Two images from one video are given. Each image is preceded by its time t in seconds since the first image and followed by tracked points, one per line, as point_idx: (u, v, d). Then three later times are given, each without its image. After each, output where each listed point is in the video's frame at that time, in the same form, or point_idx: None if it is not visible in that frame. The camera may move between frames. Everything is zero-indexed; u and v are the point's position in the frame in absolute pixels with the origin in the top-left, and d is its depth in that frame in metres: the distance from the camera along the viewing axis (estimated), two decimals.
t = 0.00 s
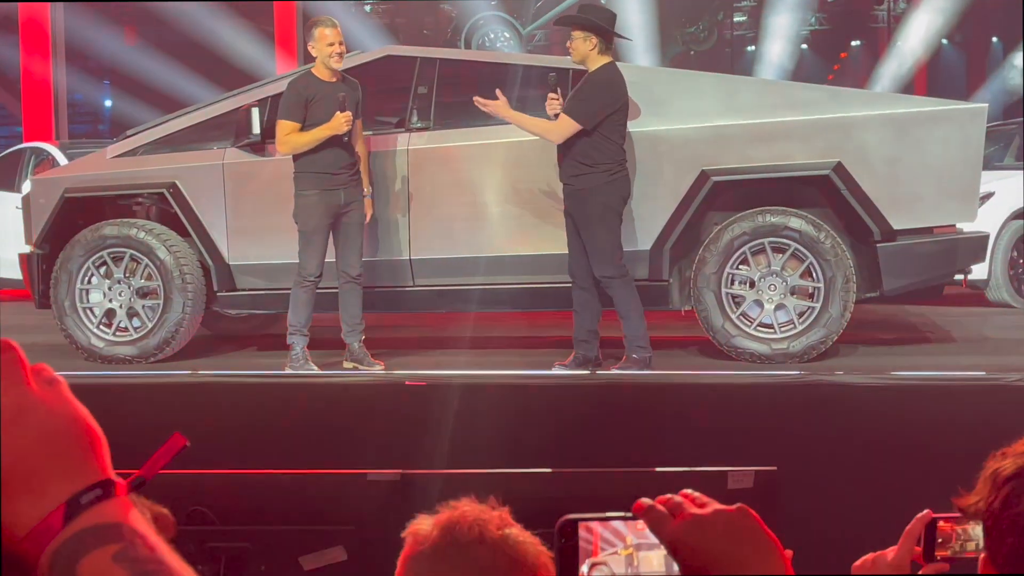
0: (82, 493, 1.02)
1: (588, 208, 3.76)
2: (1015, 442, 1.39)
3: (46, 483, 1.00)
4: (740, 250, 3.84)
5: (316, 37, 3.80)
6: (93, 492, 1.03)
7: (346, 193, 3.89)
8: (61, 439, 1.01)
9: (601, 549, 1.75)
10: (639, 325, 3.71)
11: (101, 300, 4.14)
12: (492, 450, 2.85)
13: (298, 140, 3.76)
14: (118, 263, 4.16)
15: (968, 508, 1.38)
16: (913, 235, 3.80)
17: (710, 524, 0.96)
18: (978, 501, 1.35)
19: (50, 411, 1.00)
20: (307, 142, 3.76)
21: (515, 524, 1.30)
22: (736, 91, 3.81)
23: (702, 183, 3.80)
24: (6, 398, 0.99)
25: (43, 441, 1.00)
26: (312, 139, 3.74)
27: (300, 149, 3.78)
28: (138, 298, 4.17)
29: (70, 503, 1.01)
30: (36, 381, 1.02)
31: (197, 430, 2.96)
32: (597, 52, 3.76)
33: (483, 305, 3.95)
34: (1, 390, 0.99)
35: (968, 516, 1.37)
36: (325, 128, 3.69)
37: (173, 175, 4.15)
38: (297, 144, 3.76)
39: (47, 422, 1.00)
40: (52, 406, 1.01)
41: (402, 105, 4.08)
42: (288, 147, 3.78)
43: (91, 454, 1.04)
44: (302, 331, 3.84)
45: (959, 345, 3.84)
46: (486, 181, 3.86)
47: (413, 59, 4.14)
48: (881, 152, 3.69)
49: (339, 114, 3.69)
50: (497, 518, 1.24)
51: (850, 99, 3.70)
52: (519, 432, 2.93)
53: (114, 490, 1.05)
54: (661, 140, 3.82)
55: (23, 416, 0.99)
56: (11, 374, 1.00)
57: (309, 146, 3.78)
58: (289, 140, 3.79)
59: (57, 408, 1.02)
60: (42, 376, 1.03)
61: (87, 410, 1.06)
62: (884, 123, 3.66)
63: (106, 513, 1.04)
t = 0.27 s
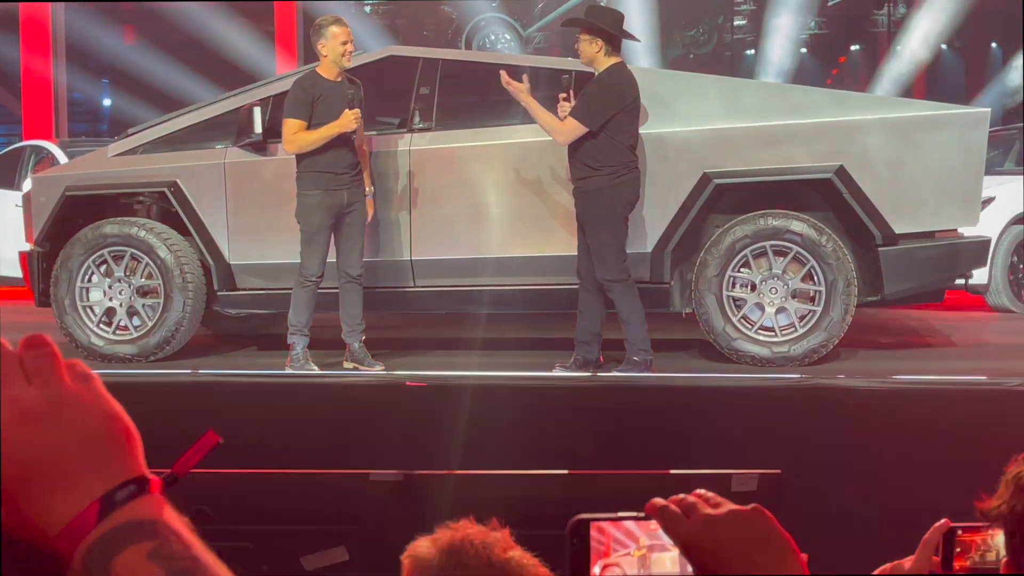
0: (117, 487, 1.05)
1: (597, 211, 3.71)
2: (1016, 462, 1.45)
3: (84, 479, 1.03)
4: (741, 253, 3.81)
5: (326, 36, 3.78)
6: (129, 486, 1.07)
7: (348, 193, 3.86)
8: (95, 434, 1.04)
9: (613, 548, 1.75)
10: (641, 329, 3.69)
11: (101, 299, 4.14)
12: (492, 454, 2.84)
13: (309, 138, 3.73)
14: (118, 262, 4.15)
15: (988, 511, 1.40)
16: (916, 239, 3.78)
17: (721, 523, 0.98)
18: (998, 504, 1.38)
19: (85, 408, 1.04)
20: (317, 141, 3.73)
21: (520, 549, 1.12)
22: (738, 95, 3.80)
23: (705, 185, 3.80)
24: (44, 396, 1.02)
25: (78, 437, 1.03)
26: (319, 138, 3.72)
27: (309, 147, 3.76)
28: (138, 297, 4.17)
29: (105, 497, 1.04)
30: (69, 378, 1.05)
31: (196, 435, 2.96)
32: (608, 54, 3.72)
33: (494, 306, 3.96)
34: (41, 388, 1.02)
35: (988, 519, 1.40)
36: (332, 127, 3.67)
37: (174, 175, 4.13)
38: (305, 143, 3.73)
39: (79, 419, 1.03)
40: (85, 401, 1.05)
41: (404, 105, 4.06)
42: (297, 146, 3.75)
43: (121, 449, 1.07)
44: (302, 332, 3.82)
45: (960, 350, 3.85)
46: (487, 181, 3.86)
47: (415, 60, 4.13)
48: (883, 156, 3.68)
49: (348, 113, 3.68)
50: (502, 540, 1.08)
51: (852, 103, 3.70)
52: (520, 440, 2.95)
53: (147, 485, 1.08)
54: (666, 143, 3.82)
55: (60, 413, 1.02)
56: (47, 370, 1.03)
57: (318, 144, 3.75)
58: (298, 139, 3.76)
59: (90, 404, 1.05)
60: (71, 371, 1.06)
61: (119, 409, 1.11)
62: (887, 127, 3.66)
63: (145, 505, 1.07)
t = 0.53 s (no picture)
0: (135, 497, 1.18)
1: (599, 221, 3.69)
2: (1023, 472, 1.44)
3: (101, 482, 1.16)
4: (741, 265, 3.81)
5: (331, 44, 3.78)
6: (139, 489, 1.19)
7: (351, 200, 3.85)
8: (111, 436, 1.21)
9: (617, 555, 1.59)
10: (641, 341, 3.68)
11: (101, 304, 4.14)
12: (488, 463, 2.83)
13: (317, 143, 3.71)
14: (118, 267, 4.15)
15: (995, 529, 1.39)
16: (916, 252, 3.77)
17: (728, 535, 0.97)
18: (1005, 521, 1.38)
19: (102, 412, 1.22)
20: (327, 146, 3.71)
21: None
22: (740, 106, 3.80)
23: (705, 197, 3.80)
24: (62, 402, 1.18)
25: (102, 434, 1.20)
26: (328, 142, 3.70)
27: (316, 153, 3.73)
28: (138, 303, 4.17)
29: (123, 505, 1.17)
30: (89, 386, 1.24)
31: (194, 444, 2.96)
32: (613, 65, 3.71)
33: (502, 315, 3.95)
34: (61, 395, 1.18)
35: (995, 536, 1.40)
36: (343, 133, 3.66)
37: (175, 181, 4.13)
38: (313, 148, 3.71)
39: (99, 421, 1.21)
40: (106, 408, 1.24)
41: (405, 114, 4.06)
42: (303, 150, 3.72)
43: (143, 450, 1.24)
44: (302, 339, 3.81)
45: (959, 363, 3.85)
46: (488, 191, 3.87)
47: (417, 69, 4.13)
48: (884, 170, 3.68)
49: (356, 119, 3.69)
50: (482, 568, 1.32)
51: (853, 116, 3.69)
52: (518, 449, 2.94)
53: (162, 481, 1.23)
54: (667, 155, 3.82)
55: (78, 418, 1.18)
56: (67, 379, 1.20)
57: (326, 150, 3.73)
58: (305, 145, 3.73)
59: (112, 409, 1.24)
60: (97, 381, 1.27)
61: (142, 417, 1.29)
62: (888, 141, 3.65)
63: (161, 510, 1.17)
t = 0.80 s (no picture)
0: (157, 532, 1.67)
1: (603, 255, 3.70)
2: (1017, 521, 1.76)
3: (115, 517, 1.68)
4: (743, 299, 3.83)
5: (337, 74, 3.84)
6: (169, 523, 1.71)
7: (354, 233, 3.87)
8: (134, 477, 1.73)
9: None
10: (646, 378, 3.78)
11: (105, 334, 4.15)
12: (488, 497, 2.84)
13: (324, 170, 3.77)
14: (123, 297, 4.17)
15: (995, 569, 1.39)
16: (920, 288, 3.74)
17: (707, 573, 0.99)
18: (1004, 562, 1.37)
19: (123, 454, 1.75)
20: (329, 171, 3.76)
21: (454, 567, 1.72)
22: (744, 142, 3.81)
23: (709, 233, 3.81)
24: (80, 433, 1.73)
25: (122, 472, 1.73)
26: (334, 166, 3.77)
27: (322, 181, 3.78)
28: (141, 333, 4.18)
29: (147, 538, 1.66)
30: (104, 424, 1.77)
31: (196, 476, 2.96)
32: (628, 97, 3.78)
33: (501, 348, 4.00)
34: (79, 427, 1.73)
35: None
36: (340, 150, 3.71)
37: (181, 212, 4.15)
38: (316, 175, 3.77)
39: (119, 459, 1.74)
40: (127, 438, 1.78)
41: (410, 147, 4.08)
42: (308, 180, 3.78)
43: (159, 492, 1.75)
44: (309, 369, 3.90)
45: (963, 401, 3.85)
46: (492, 224, 3.88)
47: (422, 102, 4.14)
48: (888, 206, 3.67)
49: (356, 140, 3.75)
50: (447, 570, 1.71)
51: (857, 153, 3.70)
52: (520, 483, 2.94)
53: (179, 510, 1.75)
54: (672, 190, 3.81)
55: (102, 456, 1.72)
56: (84, 409, 1.76)
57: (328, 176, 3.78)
58: (311, 173, 3.80)
59: (133, 444, 1.78)
60: (114, 414, 1.82)
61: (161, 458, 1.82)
62: (891, 178, 3.66)
63: (177, 543, 1.67)
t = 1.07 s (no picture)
0: None
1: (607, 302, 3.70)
2: None
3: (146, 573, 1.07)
4: (748, 346, 3.81)
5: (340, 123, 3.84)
6: None
7: (353, 278, 3.79)
8: (160, 535, 1.09)
9: None
10: (657, 421, 3.67)
11: (110, 379, 4.14)
12: (490, 543, 2.82)
13: (319, 214, 3.72)
14: (128, 343, 4.15)
15: None
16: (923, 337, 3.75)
17: None
18: None
19: (149, 511, 1.10)
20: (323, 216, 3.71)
21: None
22: (748, 189, 3.82)
23: (713, 278, 3.83)
24: (111, 491, 1.08)
25: (151, 524, 1.09)
26: (332, 207, 3.71)
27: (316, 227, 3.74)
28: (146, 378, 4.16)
29: None
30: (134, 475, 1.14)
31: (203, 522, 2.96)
32: (638, 144, 3.77)
33: (510, 396, 3.98)
34: (109, 483, 1.08)
35: None
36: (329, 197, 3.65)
37: (187, 258, 4.16)
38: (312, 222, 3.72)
39: (156, 520, 1.10)
40: (162, 492, 1.13)
41: (415, 193, 4.09)
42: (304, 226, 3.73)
43: (188, 543, 1.11)
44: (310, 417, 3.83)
45: (969, 449, 3.84)
46: (497, 270, 3.89)
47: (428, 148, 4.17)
48: (891, 253, 3.67)
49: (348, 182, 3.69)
50: None
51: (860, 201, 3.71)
52: (522, 529, 2.93)
53: None
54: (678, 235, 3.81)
55: (126, 511, 1.08)
56: (115, 466, 1.09)
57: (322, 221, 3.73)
58: (308, 219, 3.75)
59: (157, 503, 1.11)
60: (140, 470, 1.16)
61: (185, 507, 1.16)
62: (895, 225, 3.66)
63: None
